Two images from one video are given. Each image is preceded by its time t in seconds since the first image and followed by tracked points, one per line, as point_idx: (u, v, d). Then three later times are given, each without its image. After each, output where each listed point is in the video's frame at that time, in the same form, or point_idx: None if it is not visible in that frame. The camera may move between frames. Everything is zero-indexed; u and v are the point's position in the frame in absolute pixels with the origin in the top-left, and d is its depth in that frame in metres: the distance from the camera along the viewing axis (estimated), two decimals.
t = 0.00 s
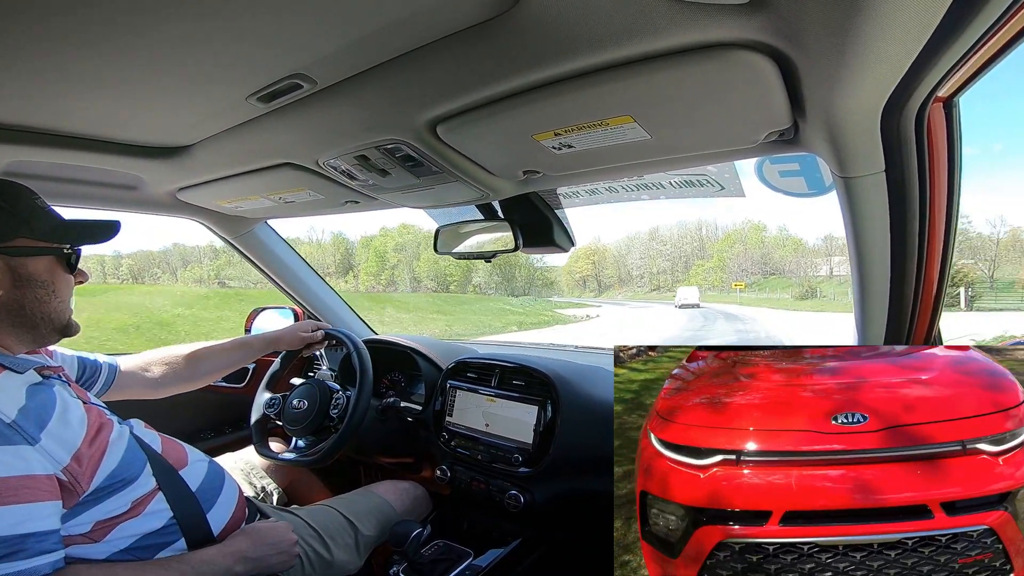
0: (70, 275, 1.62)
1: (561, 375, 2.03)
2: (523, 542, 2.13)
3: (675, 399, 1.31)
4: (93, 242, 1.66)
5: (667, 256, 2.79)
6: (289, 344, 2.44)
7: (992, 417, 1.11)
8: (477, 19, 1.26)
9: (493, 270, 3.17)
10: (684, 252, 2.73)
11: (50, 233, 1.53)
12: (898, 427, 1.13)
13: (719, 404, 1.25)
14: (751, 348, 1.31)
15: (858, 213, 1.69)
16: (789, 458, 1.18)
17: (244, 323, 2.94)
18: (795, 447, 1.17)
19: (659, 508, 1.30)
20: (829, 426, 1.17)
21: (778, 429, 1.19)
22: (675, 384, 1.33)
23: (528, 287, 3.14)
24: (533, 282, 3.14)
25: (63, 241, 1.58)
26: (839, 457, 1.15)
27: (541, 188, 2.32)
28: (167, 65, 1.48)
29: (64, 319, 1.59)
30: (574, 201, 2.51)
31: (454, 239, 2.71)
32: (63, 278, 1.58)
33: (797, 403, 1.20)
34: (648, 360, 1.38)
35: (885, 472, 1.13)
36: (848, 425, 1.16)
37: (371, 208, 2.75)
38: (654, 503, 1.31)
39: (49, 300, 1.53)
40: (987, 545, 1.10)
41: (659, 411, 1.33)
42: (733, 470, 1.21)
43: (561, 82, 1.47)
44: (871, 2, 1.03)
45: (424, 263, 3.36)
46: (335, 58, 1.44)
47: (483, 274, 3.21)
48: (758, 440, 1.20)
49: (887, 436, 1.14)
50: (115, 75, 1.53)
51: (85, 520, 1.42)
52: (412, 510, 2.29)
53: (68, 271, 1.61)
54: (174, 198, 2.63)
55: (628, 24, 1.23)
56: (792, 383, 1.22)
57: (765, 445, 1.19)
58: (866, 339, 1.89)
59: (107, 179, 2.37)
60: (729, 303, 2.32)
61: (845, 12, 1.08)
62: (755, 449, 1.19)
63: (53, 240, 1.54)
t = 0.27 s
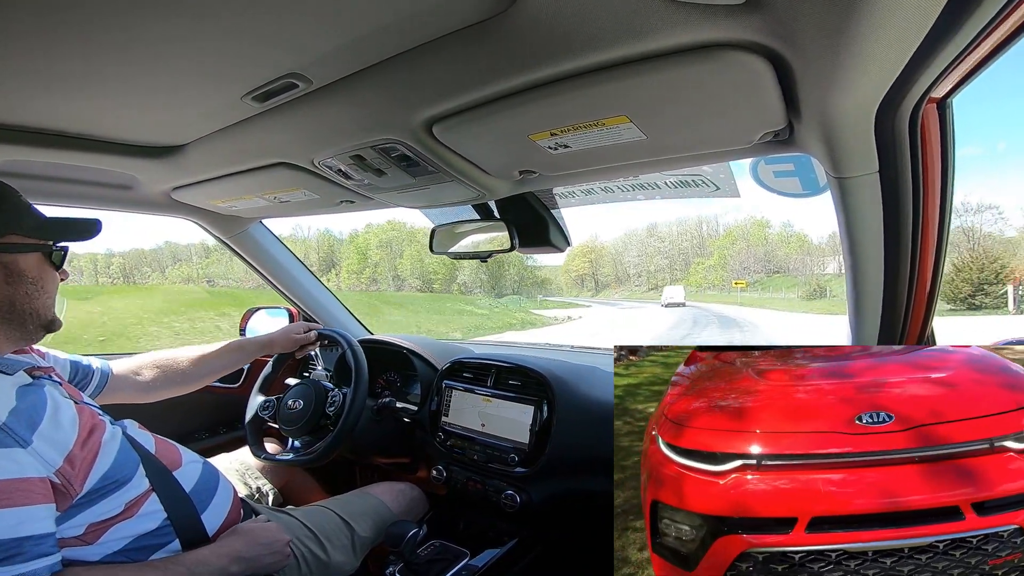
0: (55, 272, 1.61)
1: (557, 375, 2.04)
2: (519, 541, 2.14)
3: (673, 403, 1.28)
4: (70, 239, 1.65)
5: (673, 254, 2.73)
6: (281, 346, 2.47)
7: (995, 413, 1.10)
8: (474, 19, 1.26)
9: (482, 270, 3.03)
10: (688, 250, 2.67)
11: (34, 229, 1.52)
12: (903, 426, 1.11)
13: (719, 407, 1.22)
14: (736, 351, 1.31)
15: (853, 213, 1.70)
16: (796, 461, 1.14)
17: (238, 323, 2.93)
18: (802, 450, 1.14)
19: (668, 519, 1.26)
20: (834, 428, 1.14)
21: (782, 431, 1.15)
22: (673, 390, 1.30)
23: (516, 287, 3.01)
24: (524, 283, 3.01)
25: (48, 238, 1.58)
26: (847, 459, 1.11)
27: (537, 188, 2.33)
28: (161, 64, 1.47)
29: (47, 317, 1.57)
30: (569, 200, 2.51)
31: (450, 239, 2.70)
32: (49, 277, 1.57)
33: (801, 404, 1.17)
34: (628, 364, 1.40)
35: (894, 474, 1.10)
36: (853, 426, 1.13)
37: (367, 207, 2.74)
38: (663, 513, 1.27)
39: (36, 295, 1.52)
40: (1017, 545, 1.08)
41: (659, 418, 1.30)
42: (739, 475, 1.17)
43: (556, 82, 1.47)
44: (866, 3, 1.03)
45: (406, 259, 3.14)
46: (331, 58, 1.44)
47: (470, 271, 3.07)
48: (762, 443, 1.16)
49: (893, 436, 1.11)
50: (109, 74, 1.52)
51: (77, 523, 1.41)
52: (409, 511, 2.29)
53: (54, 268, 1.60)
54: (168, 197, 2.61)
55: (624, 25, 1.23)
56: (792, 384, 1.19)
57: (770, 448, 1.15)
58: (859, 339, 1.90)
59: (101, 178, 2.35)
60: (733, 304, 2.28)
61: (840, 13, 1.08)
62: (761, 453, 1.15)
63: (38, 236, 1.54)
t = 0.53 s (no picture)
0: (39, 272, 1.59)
1: (552, 373, 2.05)
2: (515, 539, 2.13)
3: (682, 404, 1.30)
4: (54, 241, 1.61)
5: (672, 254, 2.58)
6: (271, 348, 2.49)
7: (1002, 414, 1.12)
8: (469, 16, 1.26)
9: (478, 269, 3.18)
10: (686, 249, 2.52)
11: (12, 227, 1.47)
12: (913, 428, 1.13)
13: (729, 407, 1.23)
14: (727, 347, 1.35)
15: (845, 212, 1.71)
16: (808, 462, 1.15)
17: (231, 321, 2.91)
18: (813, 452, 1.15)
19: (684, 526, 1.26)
20: (844, 429, 1.15)
21: (794, 433, 1.17)
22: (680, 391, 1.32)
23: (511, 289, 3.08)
24: (515, 282, 3.09)
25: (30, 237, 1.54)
26: (858, 460, 1.13)
27: (532, 186, 2.32)
28: (153, 62, 1.46)
29: (30, 318, 1.55)
30: (564, 199, 2.50)
31: (445, 237, 2.69)
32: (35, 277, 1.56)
33: (810, 405, 1.18)
34: (621, 368, 1.43)
35: (905, 477, 1.11)
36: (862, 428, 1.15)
37: (360, 205, 2.73)
38: (677, 521, 1.28)
39: (25, 295, 1.51)
40: None
41: (665, 420, 1.32)
42: (752, 479, 1.18)
43: (551, 81, 1.47)
44: (860, 3, 1.04)
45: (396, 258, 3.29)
46: (325, 56, 1.43)
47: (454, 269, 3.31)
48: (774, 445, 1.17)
49: (902, 438, 1.13)
50: (100, 72, 1.51)
51: (70, 524, 1.40)
52: (404, 509, 2.28)
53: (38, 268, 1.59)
54: (160, 195, 2.59)
55: (619, 23, 1.23)
56: (801, 385, 1.21)
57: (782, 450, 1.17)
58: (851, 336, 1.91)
59: (91, 176, 2.32)
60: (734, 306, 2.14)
61: (834, 13, 1.09)
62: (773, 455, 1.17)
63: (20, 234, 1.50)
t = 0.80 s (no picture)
0: (33, 275, 1.57)
1: (547, 373, 2.02)
2: (510, 539, 2.13)
3: (696, 402, 1.26)
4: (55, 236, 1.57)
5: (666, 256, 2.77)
6: (261, 352, 2.48)
7: None
8: (461, 16, 1.26)
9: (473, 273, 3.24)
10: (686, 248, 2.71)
11: None
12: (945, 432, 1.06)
13: (751, 406, 1.18)
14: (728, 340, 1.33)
15: (835, 211, 1.73)
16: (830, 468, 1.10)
17: (223, 323, 2.89)
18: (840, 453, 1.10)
19: (700, 536, 1.23)
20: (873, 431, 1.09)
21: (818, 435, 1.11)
22: (692, 391, 1.29)
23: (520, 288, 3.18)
24: (508, 281, 3.14)
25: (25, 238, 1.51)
26: (884, 469, 1.07)
27: (526, 186, 2.32)
28: (143, 62, 1.44)
29: (29, 318, 1.56)
30: (558, 199, 2.49)
31: (438, 238, 2.71)
32: (27, 279, 1.54)
33: (834, 406, 1.13)
34: (621, 374, 1.43)
35: (947, 486, 1.05)
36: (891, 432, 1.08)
37: (353, 206, 2.73)
38: (691, 532, 1.24)
39: (15, 298, 1.49)
40: None
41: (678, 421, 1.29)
42: (770, 487, 1.13)
43: (544, 81, 1.47)
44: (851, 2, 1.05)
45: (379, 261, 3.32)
46: (316, 56, 1.42)
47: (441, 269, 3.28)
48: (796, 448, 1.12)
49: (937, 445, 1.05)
50: (89, 72, 1.49)
51: (63, 529, 1.39)
52: (399, 510, 2.29)
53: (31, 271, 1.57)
54: (151, 196, 2.57)
55: (612, 23, 1.24)
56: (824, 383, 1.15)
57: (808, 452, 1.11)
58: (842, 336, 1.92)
59: (81, 177, 2.30)
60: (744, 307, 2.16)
61: (826, 13, 1.10)
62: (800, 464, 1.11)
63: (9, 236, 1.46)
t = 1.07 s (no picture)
0: (33, 280, 1.56)
1: (545, 374, 2.04)
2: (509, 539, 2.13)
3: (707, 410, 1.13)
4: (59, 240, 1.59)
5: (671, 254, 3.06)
6: (255, 353, 2.47)
7: None
8: (456, 15, 1.25)
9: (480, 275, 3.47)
10: (697, 251, 2.87)
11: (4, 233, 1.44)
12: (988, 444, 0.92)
13: (770, 414, 1.04)
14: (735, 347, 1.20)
15: (831, 212, 1.74)
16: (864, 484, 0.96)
17: (217, 324, 2.87)
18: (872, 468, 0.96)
19: (715, 560, 1.09)
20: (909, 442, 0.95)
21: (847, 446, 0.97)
22: (702, 399, 1.17)
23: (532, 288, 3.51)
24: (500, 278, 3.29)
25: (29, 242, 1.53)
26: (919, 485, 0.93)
27: (523, 186, 2.33)
28: (135, 61, 1.43)
29: (24, 324, 1.53)
30: (555, 199, 2.50)
31: (434, 237, 2.71)
32: (26, 284, 1.53)
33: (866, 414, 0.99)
34: (623, 386, 1.32)
35: (1000, 504, 0.91)
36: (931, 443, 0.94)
37: (349, 206, 2.72)
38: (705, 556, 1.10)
39: (9, 304, 1.47)
40: None
41: (690, 428, 1.17)
42: (793, 507, 0.99)
43: (540, 80, 1.47)
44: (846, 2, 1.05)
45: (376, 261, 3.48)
46: (311, 55, 1.42)
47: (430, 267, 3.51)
48: (821, 460, 0.98)
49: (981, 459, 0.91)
50: (81, 71, 1.48)
51: (59, 533, 1.39)
52: (396, 512, 2.28)
53: (31, 276, 1.56)
54: (146, 197, 2.56)
55: (607, 22, 1.23)
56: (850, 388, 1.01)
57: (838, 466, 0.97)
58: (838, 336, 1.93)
59: (74, 177, 2.28)
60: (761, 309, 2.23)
61: (821, 12, 1.10)
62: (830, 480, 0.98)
63: (14, 240, 1.48)
